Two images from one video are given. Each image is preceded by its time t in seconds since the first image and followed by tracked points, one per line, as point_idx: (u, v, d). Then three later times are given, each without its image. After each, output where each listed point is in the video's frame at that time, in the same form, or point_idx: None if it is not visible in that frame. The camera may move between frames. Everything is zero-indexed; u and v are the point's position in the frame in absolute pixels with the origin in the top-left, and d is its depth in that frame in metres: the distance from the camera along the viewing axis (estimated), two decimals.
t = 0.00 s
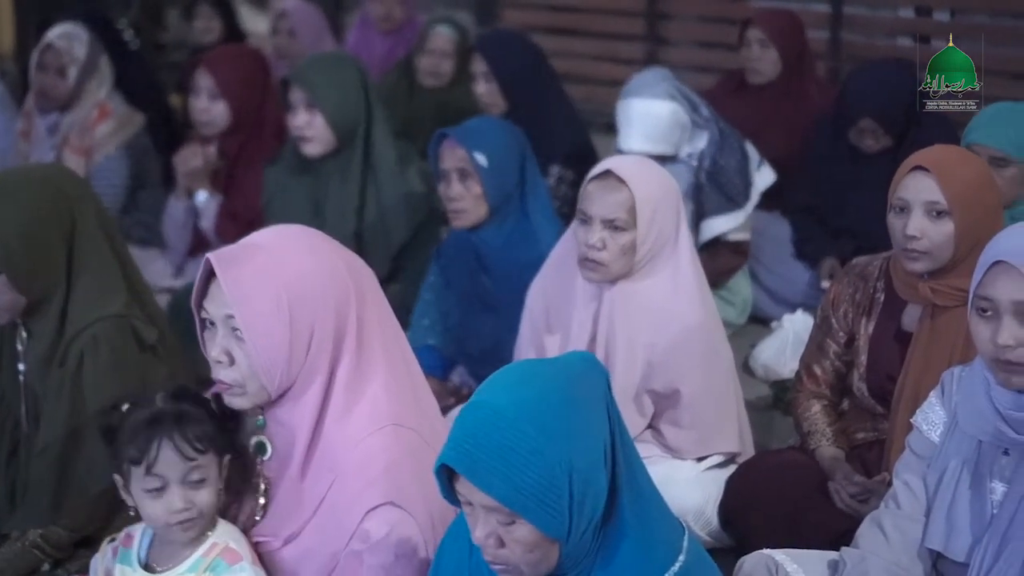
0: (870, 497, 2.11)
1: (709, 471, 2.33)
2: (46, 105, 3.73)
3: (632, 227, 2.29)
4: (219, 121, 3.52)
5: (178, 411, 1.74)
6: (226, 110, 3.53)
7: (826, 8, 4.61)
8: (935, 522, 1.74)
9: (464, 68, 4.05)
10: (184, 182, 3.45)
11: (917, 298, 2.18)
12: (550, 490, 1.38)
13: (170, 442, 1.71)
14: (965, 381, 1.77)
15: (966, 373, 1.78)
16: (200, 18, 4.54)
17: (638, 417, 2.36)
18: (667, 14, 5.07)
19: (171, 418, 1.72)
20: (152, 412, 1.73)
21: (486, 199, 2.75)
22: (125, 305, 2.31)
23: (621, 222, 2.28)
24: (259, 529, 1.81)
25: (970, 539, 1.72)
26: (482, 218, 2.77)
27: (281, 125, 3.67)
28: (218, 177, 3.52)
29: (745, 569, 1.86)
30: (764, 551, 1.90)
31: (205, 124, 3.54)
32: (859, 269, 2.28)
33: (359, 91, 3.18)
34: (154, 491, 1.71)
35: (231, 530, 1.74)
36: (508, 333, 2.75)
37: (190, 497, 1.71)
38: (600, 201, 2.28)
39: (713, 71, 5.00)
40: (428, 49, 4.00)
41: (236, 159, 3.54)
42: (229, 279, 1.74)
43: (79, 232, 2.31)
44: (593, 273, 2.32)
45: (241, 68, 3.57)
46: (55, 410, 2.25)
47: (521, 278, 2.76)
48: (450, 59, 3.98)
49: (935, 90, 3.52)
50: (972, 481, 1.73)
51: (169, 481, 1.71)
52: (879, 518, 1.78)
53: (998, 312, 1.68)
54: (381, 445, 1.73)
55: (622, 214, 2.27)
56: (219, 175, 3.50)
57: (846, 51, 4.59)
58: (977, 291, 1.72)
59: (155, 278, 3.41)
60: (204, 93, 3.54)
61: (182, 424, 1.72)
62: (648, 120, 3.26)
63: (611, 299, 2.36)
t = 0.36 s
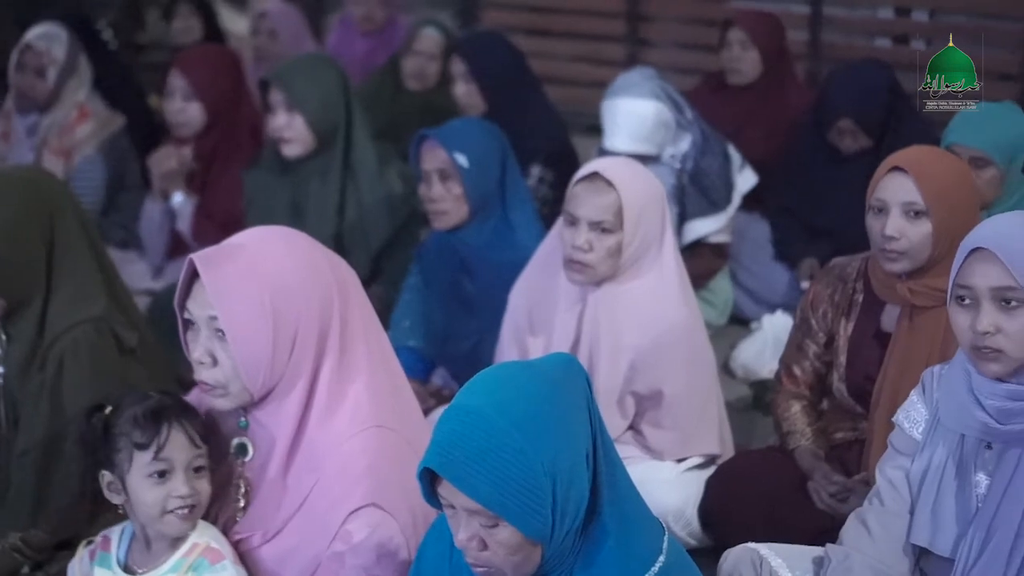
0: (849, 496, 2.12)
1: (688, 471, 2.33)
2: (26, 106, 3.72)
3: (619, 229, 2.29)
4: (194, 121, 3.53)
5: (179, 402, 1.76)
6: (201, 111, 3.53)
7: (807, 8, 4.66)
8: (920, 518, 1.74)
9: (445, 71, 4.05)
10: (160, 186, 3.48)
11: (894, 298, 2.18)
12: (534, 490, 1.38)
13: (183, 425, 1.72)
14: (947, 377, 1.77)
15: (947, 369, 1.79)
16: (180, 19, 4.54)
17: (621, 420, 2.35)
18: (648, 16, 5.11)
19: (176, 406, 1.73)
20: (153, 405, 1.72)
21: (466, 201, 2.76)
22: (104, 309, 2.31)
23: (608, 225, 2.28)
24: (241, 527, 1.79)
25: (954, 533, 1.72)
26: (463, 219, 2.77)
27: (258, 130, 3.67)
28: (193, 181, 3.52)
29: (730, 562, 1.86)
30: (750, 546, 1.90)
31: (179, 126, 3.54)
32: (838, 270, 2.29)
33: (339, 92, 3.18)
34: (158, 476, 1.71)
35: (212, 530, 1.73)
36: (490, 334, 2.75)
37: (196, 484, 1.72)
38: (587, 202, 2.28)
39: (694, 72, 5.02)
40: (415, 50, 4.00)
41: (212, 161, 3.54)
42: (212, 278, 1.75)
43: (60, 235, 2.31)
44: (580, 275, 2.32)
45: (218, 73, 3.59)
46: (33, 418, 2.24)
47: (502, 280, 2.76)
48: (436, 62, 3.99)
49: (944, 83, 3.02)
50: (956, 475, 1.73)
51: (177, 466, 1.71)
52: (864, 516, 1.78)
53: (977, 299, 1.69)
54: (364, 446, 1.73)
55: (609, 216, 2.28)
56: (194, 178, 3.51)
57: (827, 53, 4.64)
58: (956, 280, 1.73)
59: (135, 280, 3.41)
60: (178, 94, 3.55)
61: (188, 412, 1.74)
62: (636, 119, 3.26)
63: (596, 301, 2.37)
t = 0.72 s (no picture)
0: (824, 497, 2.14)
1: (663, 473, 2.34)
2: None
3: (588, 231, 2.30)
4: (165, 126, 3.51)
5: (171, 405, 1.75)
6: (170, 116, 3.51)
7: (779, 13, 4.70)
8: (901, 517, 1.74)
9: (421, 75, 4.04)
10: (131, 190, 3.48)
11: (868, 300, 2.19)
12: (513, 494, 1.38)
13: (164, 430, 1.72)
14: (927, 378, 1.78)
15: (927, 371, 1.79)
16: (154, 23, 4.53)
17: (595, 422, 2.36)
18: (622, 20, 5.13)
19: (162, 410, 1.73)
20: (138, 408, 1.73)
21: (440, 203, 2.76)
22: (77, 314, 2.30)
23: (577, 226, 2.28)
24: (219, 532, 1.77)
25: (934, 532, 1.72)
26: (438, 222, 2.77)
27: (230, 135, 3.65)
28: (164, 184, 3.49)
29: (713, 559, 1.90)
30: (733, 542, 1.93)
31: (150, 129, 3.53)
32: (811, 273, 2.30)
33: (314, 96, 3.17)
34: (133, 479, 1.71)
35: (194, 534, 1.73)
36: (465, 339, 2.75)
37: (169, 493, 1.71)
38: (555, 204, 2.29)
39: (668, 75, 5.05)
40: (392, 55, 4.01)
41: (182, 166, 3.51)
42: (197, 290, 1.72)
43: (31, 239, 2.28)
44: (550, 277, 2.33)
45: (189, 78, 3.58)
46: (6, 424, 2.20)
47: (475, 284, 2.76)
48: (411, 66, 4.01)
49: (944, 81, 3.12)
50: (937, 475, 1.73)
51: (152, 471, 1.71)
52: (846, 516, 1.78)
53: (952, 294, 1.70)
54: (347, 458, 1.72)
55: (577, 218, 2.28)
56: (165, 181, 3.49)
57: (800, 57, 4.70)
58: (931, 275, 1.74)
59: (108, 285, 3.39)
60: (148, 98, 3.55)
61: (175, 417, 1.73)
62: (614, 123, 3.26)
63: (567, 301, 2.37)
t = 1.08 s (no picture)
0: (803, 498, 2.15)
1: (644, 474, 2.35)
2: None
3: (567, 231, 2.31)
4: (148, 125, 3.52)
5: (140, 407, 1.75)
6: (155, 116, 3.52)
7: (762, 17, 4.81)
8: (871, 524, 1.76)
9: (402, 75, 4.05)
10: (113, 188, 3.43)
11: (847, 302, 2.20)
12: (489, 495, 1.39)
13: (131, 435, 1.71)
14: (899, 384, 1.81)
15: (898, 376, 1.83)
16: (137, 23, 4.52)
17: (575, 422, 2.37)
18: (604, 22, 5.13)
19: (129, 416, 1.72)
20: (106, 415, 1.73)
21: (422, 205, 2.76)
22: (59, 314, 2.29)
23: (555, 227, 2.30)
24: (203, 535, 1.77)
25: (902, 539, 1.75)
26: (420, 225, 2.77)
27: (214, 132, 3.66)
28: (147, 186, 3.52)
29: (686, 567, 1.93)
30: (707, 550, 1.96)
31: (133, 130, 3.54)
32: (791, 275, 2.30)
33: (295, 96, 3.17)
34: (106, 485, 1.71)
35: (178, 536, 1.73)
36: (449, 338, 2.75)
37: (142, 498, 1.70)
38: (534, 206, 2.31)
39: (648, 78, 5.08)
40: (368, 55, 4.02)
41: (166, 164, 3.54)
42: (187, 297, 1.71)
43: (13, 240, 2.28)
44: (529, 278, 2.33)
45: (170, 77, 3.57)
46: None
47: (454, 285, 2.77)
48: (390, 66, 4.01)
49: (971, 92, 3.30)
50: (906, 482, 1.77)
51: (124, 475, 1.71)
52: (817, 520, 1.80)
53: (928, 298, 1.75)
54: (334, 467, 1.72)
55: (556, 219, 2.29)
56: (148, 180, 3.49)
57: (781, 58, 4.79)
58: (910, 278, 1.78)
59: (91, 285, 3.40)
60: (131, 98, 3.54)
61: (143, 420, 1.72)
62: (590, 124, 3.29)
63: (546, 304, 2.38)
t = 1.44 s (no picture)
0: (792, 499, 2.14)
1: (633, 474, 2.35)
2: None
3: (561, 233, 2.31)
4: (138, 126, 3.52)
5: (120, 409, 1.74)
6: (144, 116, 3.52)
7: (750, 17, 4.84)
8: (850, 535, 1.77)
9: (390, 76, 4.05)
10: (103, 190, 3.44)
11: (837, 303, 2.20)
12: (472, 495, 1.38)
13: (105, 440, 1.71)
14: (875, 389, 1.83)
15: (877, 380, 1.85)
16: (129, 21, 4.51)
17: (566, 424, 2.37)
18: (593, 23, 5.14)
19: (106, 419, 1.72)
20: (84, 418, 1.73)
21: (411, 206, 2.75)
22: (48, 314, 2.29)
23: (550, 229, 2.30)
24: (190, 536, 1.76)
25: (881, 549, 1.76)
26: (407, 226, 2.77)
27: (208, 133, 3.63)
28: (137, 186, 3.50)
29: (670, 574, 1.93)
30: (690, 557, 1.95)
31: (123, 130, 3.54)
32: (781, 276, 2.30)
33: (284, 96, 3.17)
34: (82, 488, 1.71)
35: (162, 537, 1.73)
36: (434, 340, 2.78)
37: (117, 502, 1.70)
38: (529, 208, 2.30)
39: (638, 78, 5.08)
40: (352, 54, 4.01)
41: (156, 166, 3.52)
42: (176, 299, 1.71)
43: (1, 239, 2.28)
44: (523, 280, 2.32)
45: (161, 75, 3.56)
46: None
47: (445, 287, 2.77)
48: (373, 65, 3.99)
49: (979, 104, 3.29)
50: (882, 495, 1.78)
51: (101, 479, 1.70)
52: (797, 527, 1.81)
53: (908, 304, 1.74)
54: (321, 468, 1.71)
55: (552, 221, 2.29)
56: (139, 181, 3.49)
57: (771, 59, 4.82)
58: (889, 285, 1.77)
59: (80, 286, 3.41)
60: (121, 99, 3.54)
61: (118, 423, 1.72)
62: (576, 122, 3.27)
63: (539, 306, 2.37)
